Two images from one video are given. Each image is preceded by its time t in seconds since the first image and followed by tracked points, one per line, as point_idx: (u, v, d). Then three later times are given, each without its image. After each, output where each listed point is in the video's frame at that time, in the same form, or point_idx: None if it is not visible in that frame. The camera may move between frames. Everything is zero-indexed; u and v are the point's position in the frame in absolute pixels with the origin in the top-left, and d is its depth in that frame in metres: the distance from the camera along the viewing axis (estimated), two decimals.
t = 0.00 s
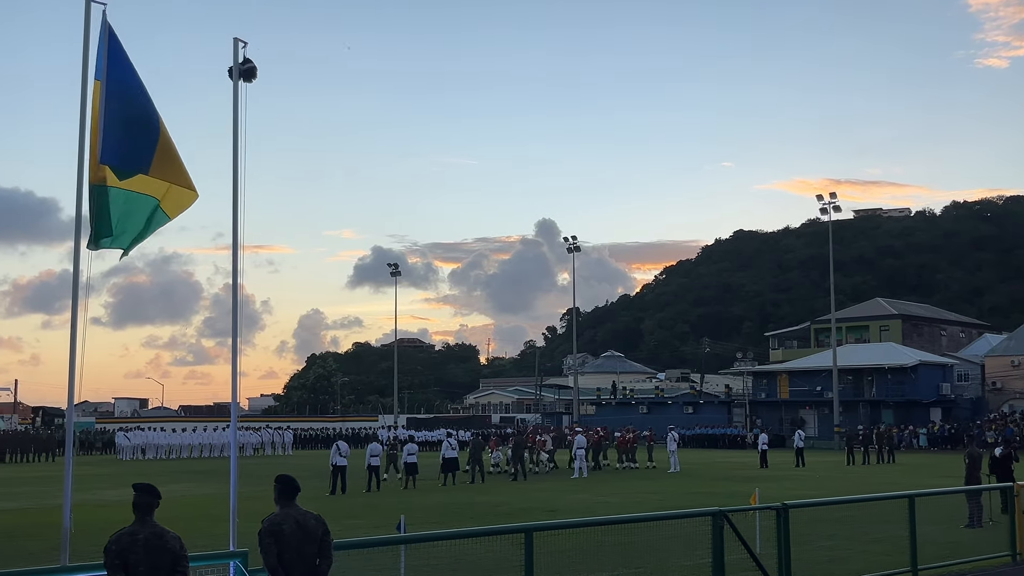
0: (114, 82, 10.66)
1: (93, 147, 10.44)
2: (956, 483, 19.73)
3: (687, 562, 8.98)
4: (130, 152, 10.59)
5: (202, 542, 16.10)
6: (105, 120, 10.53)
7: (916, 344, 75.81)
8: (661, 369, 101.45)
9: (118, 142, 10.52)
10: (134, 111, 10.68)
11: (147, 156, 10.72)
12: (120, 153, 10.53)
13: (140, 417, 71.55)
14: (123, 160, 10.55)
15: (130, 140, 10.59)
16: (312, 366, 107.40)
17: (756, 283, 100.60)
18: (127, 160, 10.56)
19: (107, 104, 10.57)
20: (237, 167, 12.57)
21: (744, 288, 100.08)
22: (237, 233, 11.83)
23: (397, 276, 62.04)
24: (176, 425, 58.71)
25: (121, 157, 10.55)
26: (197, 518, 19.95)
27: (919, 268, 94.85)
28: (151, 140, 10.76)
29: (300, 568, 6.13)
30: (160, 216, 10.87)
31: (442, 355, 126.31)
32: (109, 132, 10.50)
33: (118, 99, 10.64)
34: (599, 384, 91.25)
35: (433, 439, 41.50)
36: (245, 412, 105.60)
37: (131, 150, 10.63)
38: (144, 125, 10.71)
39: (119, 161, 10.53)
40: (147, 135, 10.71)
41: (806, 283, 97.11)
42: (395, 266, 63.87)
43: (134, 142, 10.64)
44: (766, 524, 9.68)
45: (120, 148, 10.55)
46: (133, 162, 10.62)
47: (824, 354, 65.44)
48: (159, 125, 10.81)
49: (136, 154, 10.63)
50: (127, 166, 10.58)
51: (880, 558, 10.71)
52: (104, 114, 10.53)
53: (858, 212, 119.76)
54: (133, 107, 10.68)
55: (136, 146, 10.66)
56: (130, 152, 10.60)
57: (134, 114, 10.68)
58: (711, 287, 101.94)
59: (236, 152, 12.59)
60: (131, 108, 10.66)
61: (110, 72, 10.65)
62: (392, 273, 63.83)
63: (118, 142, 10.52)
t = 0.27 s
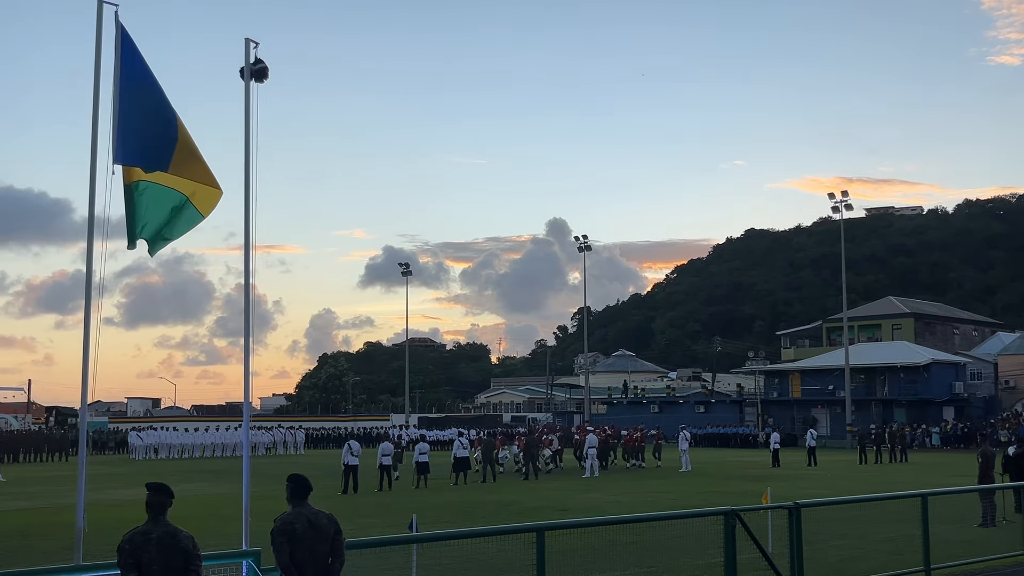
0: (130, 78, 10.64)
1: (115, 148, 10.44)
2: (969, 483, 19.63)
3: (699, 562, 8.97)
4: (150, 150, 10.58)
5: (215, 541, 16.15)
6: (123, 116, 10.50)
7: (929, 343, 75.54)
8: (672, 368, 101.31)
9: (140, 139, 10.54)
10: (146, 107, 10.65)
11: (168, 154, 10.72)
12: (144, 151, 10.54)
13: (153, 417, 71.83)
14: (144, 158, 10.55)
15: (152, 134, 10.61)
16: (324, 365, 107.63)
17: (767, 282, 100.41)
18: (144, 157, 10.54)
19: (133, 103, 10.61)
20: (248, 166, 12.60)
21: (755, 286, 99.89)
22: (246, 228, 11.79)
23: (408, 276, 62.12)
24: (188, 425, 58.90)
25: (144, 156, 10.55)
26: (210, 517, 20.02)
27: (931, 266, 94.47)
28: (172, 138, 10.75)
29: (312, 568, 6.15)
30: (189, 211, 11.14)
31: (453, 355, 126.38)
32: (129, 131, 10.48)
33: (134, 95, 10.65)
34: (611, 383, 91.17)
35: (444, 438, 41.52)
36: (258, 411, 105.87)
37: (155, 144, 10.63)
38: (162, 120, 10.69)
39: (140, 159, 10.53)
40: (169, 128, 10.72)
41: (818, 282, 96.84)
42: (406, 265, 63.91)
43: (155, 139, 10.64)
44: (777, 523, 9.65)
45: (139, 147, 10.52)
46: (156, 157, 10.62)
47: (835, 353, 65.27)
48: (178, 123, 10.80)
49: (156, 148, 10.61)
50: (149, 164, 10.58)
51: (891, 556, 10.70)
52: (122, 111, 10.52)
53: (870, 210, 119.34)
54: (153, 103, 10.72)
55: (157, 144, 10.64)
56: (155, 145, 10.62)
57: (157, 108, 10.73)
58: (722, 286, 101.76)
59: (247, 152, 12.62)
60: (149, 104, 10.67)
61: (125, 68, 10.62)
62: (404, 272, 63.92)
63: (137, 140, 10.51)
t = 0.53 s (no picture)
0: (144, 76, 10.67)
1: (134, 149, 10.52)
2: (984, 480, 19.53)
3: (711, 560, 8.94)
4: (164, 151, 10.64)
5: (227, 539, 16.19)
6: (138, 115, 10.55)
7: (942, 340, 75.28)
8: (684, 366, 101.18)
9: (154, 140, 10.60)
10: (159, 105, 10.70)
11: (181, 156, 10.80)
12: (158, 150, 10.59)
13: (166, 416, 72.08)
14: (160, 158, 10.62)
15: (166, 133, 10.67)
16: (336, 364, 107.81)
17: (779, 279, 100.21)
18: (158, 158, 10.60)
19: (148, 102, 10.65)
20: (260, 165, 12.62)
21: (767, 284, 99.71)
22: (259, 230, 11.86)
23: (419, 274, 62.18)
24: (201, 424, 59.09)
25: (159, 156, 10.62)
26: (222, 516, 20.07)
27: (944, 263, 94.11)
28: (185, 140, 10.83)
29: (325, 566, 6.15)
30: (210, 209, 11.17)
31: (464, 353, 126.44)
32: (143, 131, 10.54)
33: (148, 95, 10.67)
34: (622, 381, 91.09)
35: (456, 437, 41.54)
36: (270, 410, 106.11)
37: (170, 144, 10.71)
38: (175, 121, 10.75)
39: (154, 161, 10.59)
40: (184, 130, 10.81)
41: (830, 279, 96.56)
42: (417, 263, 63.96)
43: (168, 140, 10.71)
44: (790, 521, 9.61)
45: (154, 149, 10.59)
46: (171, 159, 10.71)
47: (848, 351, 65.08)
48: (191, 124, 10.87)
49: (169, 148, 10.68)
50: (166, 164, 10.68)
51: (905, 554, 10.67)
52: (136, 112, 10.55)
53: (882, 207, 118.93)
54: (167, 102, 10.76)
55: (172, 145, 10.72)
56: (168, 146, 10.69)
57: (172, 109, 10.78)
58: (734, 284, 101.58)
59: (259, 151, 12.64)
60: (164, 104, 10.72)
61: (138, 66, 10.64)
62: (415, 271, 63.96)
63: (151, 142, 10.56)
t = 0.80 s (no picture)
0: (156, 76, 10.71)
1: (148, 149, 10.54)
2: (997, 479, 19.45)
3: (725, 558, 8.98)
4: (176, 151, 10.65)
5: (241, 536, 16.29)
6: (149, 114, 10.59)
7: (956, 337, 74.95)
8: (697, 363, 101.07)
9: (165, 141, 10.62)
10: (169, 105, 10.71)
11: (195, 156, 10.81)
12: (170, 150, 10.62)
13: (179, 414, 72.30)
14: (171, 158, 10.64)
15: (178, 133, 10.70)
16: (348, 362, 108.01)
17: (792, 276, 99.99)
18: (171, 157, 10.62)
19: (161, 101, 10.69)
20: (272, 164, 12.65)
21: (780, 281, 99.51)
22: (273, 229, 11.91)
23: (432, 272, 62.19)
24: (214, 421, 59.28)
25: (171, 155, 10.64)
26: (235, 514, 20.13)
27: (958, 260, 93.72)
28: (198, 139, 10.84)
29: (339, 565, 6.17)
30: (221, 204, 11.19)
31: (476, 350, 126.49)
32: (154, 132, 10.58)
33: (159, 94, 10.69)
34: (634, 379, 91.02)
35: (468, 434, 41.59)
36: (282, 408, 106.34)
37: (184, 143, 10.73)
38: (187, 120, 10.77)
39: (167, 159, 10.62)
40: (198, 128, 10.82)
41: (843, 276, 96.26)
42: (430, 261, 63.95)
43: (181, 140, 10.73)
44: (804, 518, 9.59)
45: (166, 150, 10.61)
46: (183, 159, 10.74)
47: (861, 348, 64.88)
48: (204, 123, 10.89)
49: (182, 146, 10.69)
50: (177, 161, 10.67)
51: (919, 551, 10.66)
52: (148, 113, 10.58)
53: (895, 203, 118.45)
54: (178, 101, 10.77)
55: (184, 143, 10.73)
56: (182, 145, 10.71)
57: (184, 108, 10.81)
58: (746, 281, 101.41)
59: (271, 150, 12.67)
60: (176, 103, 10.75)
61: (149, 65, 10.67)
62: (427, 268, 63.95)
63: (162, 142, 10.59)
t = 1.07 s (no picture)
0: (169, 75, 10.73)
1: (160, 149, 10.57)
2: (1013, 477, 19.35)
3: (740, 555, 8.96)
4: (187, 151, 10.68)
5: (256, 533, 16.35)
6: (161, 112, 10.62)
7: (971, 335, 74.63)
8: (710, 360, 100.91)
9: (175, 141, 10.66)
10: (183, 103, 10.74)
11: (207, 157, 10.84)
12: (182, 149, 10.66)
13: (194, 411, 72.57)
14: (182, 157, 10.67)
15: (190, 133, 10.73)
16: (361, 360, 108.20)
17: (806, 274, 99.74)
18: (182, 156, 10.65)
19: (172, 101, 10.71)
20: (287, 162, 12.69)
21: (794, 278, 99.25)
22: (286, 228, 11.93)
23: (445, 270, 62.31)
24: (229, 419, 59.45)
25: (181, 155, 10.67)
26: (251, 511, 20.19)
27: (973, 257, 93.32)
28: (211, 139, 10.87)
29: (354, 563, 6.18)
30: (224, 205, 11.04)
31: (489, 348, 126.50)
32: (165, 131, 10.62)
33: (172, 94, 10.70)
34: (648, 376, 90.92)
35: (482, 432, 41.62)
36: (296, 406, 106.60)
37: (195, 143, 10.77)
38: (198, 120, 10.80)
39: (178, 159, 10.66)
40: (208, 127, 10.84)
41: (858, 273, 95.93)
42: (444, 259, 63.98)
43: (191, 140, 10.76)
44: (819, 517, 9.57)
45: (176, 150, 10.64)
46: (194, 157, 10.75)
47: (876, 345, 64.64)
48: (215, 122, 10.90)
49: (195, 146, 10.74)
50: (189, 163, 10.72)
51: (935, 550, 10.64)
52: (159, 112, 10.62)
53: (910, 200, 118.00)
54: (191, 101, 10.79)
55: (197, 143, 10.77)
56: (193, 144, 10.74)
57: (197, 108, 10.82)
58: (760, 278, 101.25)
59: (286, 147, 12.70)
60: (190, 102, 10.76)
61: (164, 65, 10.71)
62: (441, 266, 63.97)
63: (173, 144, 10.64)
